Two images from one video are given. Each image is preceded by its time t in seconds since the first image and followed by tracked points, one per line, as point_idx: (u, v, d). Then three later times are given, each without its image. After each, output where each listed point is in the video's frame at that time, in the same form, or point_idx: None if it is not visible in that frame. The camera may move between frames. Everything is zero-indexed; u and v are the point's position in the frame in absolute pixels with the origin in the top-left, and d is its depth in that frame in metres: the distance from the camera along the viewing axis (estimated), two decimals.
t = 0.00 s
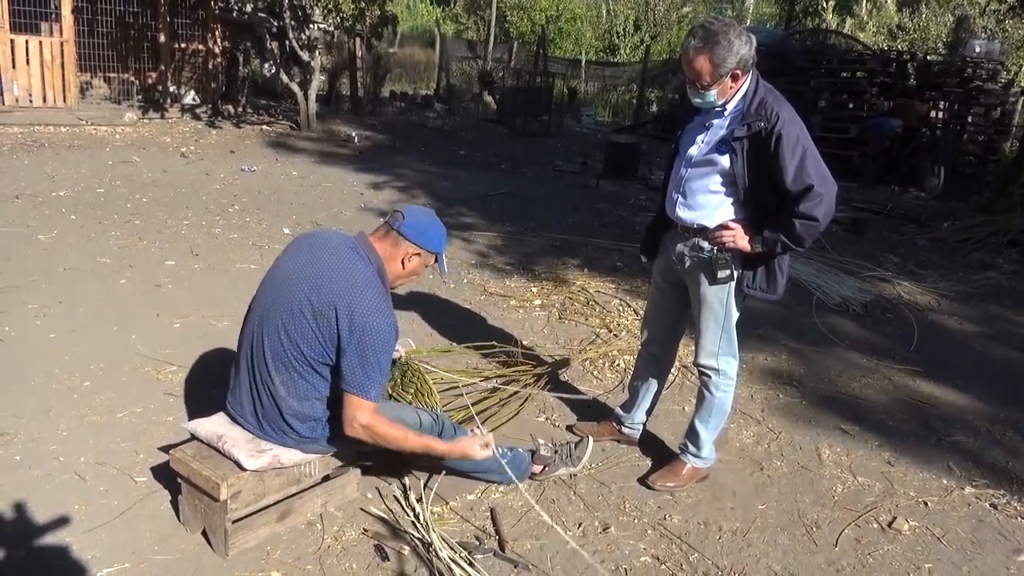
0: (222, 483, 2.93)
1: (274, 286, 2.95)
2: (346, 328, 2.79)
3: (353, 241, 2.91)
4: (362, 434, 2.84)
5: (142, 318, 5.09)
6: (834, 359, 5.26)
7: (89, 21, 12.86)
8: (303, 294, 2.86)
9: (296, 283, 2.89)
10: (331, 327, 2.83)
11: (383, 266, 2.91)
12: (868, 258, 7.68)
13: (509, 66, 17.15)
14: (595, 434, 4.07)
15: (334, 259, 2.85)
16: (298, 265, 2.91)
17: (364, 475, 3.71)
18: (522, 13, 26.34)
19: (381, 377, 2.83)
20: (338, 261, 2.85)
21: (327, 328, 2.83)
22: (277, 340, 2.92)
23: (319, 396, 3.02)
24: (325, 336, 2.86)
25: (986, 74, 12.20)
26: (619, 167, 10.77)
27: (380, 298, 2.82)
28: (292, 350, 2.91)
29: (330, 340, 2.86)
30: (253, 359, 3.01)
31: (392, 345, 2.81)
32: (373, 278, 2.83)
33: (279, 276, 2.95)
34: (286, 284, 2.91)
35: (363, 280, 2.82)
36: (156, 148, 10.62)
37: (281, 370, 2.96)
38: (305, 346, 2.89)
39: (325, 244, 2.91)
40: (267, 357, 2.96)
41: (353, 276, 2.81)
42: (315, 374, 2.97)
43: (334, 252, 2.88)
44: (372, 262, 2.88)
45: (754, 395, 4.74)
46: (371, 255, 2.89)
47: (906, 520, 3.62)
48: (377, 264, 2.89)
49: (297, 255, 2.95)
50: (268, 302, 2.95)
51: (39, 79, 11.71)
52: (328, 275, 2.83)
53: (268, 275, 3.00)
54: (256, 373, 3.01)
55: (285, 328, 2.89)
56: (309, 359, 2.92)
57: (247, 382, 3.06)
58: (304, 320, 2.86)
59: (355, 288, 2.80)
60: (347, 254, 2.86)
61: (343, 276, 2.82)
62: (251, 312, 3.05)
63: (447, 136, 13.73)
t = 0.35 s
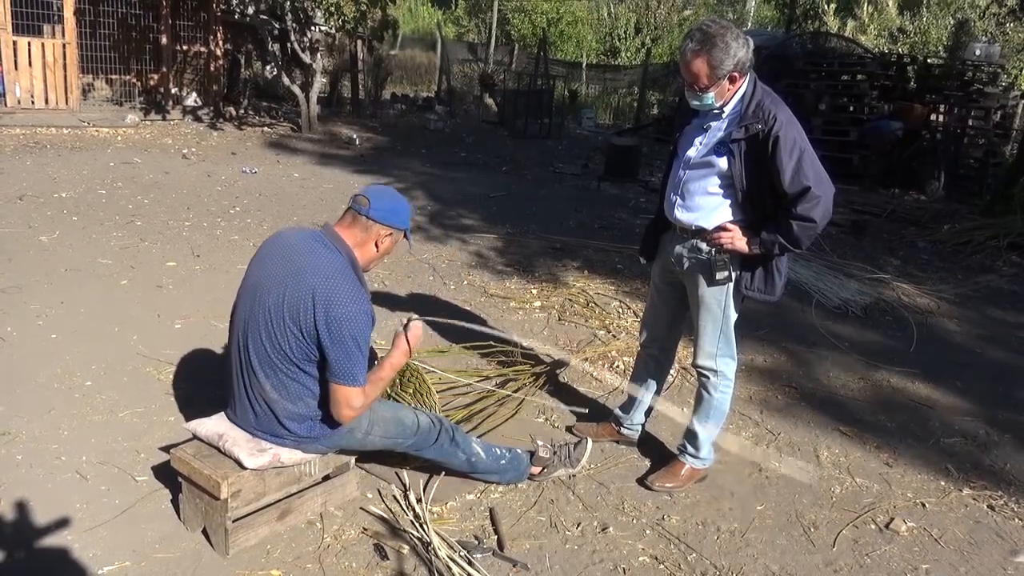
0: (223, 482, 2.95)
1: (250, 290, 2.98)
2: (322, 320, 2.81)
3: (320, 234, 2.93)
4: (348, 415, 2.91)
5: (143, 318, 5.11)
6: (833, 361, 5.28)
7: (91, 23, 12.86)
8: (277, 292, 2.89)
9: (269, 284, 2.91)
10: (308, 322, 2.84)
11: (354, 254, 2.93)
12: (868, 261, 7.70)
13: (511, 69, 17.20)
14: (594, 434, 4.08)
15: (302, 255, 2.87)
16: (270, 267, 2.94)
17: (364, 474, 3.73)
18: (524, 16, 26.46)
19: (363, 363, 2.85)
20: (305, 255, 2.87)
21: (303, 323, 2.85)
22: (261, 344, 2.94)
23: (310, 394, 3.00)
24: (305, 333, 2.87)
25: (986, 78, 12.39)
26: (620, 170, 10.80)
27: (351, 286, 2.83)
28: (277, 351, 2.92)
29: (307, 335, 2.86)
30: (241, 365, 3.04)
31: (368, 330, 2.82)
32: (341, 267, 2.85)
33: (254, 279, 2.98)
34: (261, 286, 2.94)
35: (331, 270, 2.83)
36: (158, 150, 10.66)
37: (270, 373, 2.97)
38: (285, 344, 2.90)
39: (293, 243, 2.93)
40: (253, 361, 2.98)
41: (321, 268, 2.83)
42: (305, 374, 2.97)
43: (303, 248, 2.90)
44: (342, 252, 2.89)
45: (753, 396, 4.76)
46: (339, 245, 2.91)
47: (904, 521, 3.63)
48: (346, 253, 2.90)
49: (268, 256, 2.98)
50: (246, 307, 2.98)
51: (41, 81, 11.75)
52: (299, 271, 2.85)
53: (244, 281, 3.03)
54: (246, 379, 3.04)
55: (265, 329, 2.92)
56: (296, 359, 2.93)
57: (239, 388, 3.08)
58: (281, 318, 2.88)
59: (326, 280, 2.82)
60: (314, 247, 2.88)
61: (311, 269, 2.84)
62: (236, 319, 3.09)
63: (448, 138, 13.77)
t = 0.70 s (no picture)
0: (224, 479, 2.97)
1: (236, 295, 2.99)
2: (319, 311, 2.86)
3: (298, 230, 2.98)
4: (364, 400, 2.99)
5: (145, 316, 5.13)
6: (833, 366, 5.29)
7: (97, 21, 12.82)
8: (266, 292, 2.91)
9: (257, 285, 2.93)
10: (304, 316, 2.89)
11: (337, 244, 2.98)
12: (869, 266, 7.71)
13: (515, 72, 17.25)
14: (594, 436, 4.10)
15: (286, 252, 2.91)
16: (254, 269, 2.95)
17: (364, 474, 3.74)
18: (529, 18, 26.58)
19: (365, 347, 2.92)
20: (289, 251, 2.91)
21: (299, 318, 2.89)
22: (257, 345, 2.95)
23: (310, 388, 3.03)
24: (302, 328, 2.91)
25: (990, 84, 12.42)
26: (622, 173, 10.83)
27: (341, 274, 2.90)
28: (274, 350, 2.94)
29: (304, 329, 2.91)
30: (237, 371, 3.05)
31: (365, 313, 2.90)
32: (328, 258, 2.90)
33: (239, 284, 2.99)
34: (247, 289, 2.95)
35: (319, 261, 2.89)
36: (162, 149, 10.68)
37: (269, 372, 2.99)
38: (282, 342, 2.92)
39: (274, 242, 2.96)
40: (250, 363, 2.99)
41: (309, 261, 2.88)
42: (303, 370, 3.00)
43: (286, 245, 2.93)
44: (326, 243, 2.94)
45: (753, 400, 4.77)
46: (321, 237, 2.95)
47: (902, 525, 3.64)
48: (330, 246, 2.95)
49: (248, 260, 3.00)
50: (235, 312, 2.99)
51: (46, 79, 11.79)
52: (287, 267, 2.89)
53: (227, 287, 3.03)
54: (242, 383, 3.04)
55: (259, 330, 2.94)
56: (294, 355, 2.96)
57: (236, 394, 3.08)
58: (275, 316, 2.91)
59: (316, 272, 2.87)
60: (296, 243, 2.92)
61: (298, 264, 2.88)
62: (223, 327, 3.08)
63: (452, 140, 13.81)
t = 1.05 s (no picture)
0: (227, 481, 2.97)
1: (237, 296, 3.01)
2: (324, 306, 2.91)
3: (298, 230, 3.03)
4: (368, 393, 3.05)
5: (148, 319, 5.15)
6: (834, 371, 5.30)
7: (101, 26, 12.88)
8: (268, 291, 2.94)
9: (259, 284, 2.96)
10: (308, 312, 2.92)
11: (334, 242, 3.03)
12: (871, 271, 7.72)
13: (517, 76, 17.31)
14: (594, 439, 4.11)
15: (287, 250, 2.95)
16: (254, 269, 2.98)
17: (366, 476, 3.75)
18: (532, 23, 26.69)
19: (366, 342, 2.98)
20: (291, 250, 2.96)
21: (304, 314, 2.93)
22: (260, 343, 2.98)
23: (313, 387, 3.05)
24: (306, 325, 2.94)
25: (992, 90, 12.42)
26: (624, 177, 10.85)
27: (343, 270, 2.96)
28: (278, 348, 2.97)
29: (309, 326, 2.94)
30: (239, 373, 3.05)
31: (367, 307, 2.96)
32: (328, 255, 2.96)
33: (239, 284, 3.01)
34: (249, 288, 2.98)
35: (321, 258, 2.94)
36: (165, 152, 10.72)
37: (273, 371, 3.00)
38: (286, 339, 2.95)
39: (274, 243, 3.00)
40: (254, 363, 3.00)
41: (311, 258, 2.93)
42: (306, 369, 3.02)
43: (286, 244, 2.98)
44: (325, 242, 3.00)
45: (754, 404, 4.78)
46: (320, 236, 3.01)
47: (903, 530, 3.65)
48: (329, 244, 3.01)
49: (248, 261, 3.03)
50: (237, 313, 3.00)
51: (50, 83, 11.84)
52: (289, 265, 2.93)
53: (227, 289, 3.05)
54: (245, 384, 3.05)
55: (262, 328, 2.96)
56: (298, 353, 2.98)
57: (238, 395, 3.08)
58: (279, 314, 2.94)
59: (318, 269, 2.92)
60: (297, 242, 2.97)
61: (300, 261, 2.93)
62: (223, 330, 3.09)
63: (454, 144, 13.84)
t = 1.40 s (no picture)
0: (229, 485, 2.99)
1: (245, 297, 3.05)
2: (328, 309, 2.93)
3: (305, 234, 3.06)
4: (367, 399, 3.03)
5: (151, 325, 5.17)
6: (835, 374, 5.30)
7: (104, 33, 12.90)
8: (273, 292, 2.98)
9: (265, 286, 3.00)
10: (312, 314, 2.94)
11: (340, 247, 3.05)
12: (871, 275, 7.73)
13: (518, 81, 17.35)
14: (596, 443, 4.12)
15: (294, 253, 2.98)
16: (262, 271, 3.02)
17: (367, 480, 3.76)
18: (533, 29, 26.80)
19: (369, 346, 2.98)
20: (298, 253, 2.99)
21: (307, 317, 2.95)
22: (264, 344, 3.00)
23: (317, 390, 3.06)
24: (309, 327, 2.96)
25: (992, 94, 12.50)
26: (625, 183, 10.87)
27: (348, 274, 2.97)
28: (282, 349, 2.99)
29: (313, 328, 2.96)
30: (245, 374, 3.08)
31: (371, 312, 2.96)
32: (334, 259, 2.98)
33: (247, 286, 3.05)
34: (256, 290, 3.01)
35: (326, 262, 2.96)
36: (167, 159, 10.75)
37: (276, 372, 3.02)
38: (289, 341, 2.97)
39: (281, 246, 3.04)
40: (259, 364, 3.03)
41: (316, 261, 2.95)
42: (309, 372, 3.04)
43: (293, 247, 3.01)
44: (332, 246, 3.02)
45: (754, 408, 4.79)
46: (326, 241, 3.03)
47: (904, 533, 3.65)
48: (335, 248, 3.03)
49: (257, 264, 3.07)
50: (244, 314, 3.04)
51: (52, 90, 11.88)
52: (295, 268, 2.96)
53: (235, 291, 3.10)
54: (249, 385, 3.08)
55: (268, 330, 2.99)
56: (301, 355, 3.00)
57: (243, 396, 3.11)
58: (283, 316, 2.96)
59: (323, 272, 2.94)
60: (304, 245, 3.00)
61: (305, 263, 2.95)
62: (230, 332, 3.13)
63: (455, 150, 13.87)
